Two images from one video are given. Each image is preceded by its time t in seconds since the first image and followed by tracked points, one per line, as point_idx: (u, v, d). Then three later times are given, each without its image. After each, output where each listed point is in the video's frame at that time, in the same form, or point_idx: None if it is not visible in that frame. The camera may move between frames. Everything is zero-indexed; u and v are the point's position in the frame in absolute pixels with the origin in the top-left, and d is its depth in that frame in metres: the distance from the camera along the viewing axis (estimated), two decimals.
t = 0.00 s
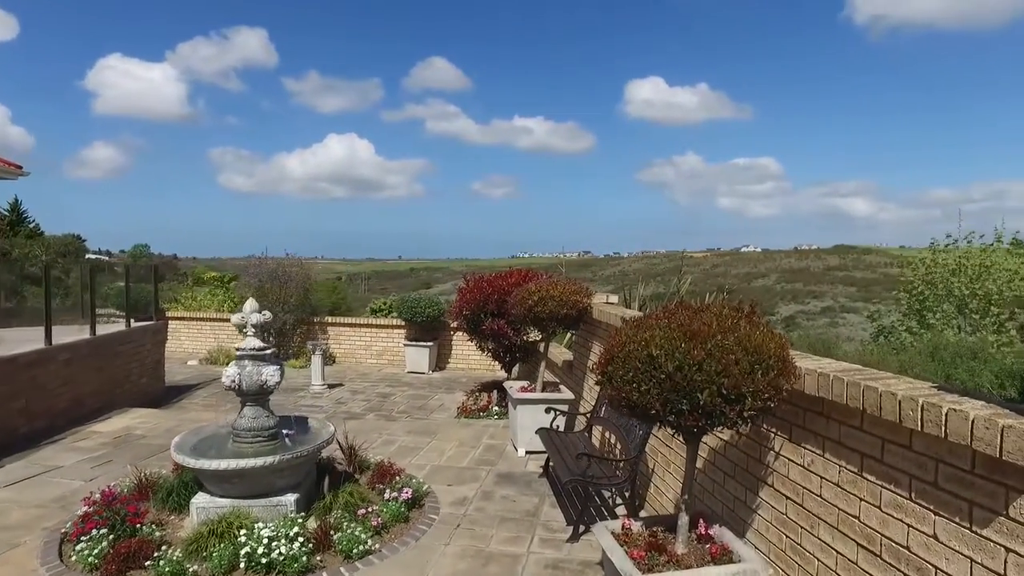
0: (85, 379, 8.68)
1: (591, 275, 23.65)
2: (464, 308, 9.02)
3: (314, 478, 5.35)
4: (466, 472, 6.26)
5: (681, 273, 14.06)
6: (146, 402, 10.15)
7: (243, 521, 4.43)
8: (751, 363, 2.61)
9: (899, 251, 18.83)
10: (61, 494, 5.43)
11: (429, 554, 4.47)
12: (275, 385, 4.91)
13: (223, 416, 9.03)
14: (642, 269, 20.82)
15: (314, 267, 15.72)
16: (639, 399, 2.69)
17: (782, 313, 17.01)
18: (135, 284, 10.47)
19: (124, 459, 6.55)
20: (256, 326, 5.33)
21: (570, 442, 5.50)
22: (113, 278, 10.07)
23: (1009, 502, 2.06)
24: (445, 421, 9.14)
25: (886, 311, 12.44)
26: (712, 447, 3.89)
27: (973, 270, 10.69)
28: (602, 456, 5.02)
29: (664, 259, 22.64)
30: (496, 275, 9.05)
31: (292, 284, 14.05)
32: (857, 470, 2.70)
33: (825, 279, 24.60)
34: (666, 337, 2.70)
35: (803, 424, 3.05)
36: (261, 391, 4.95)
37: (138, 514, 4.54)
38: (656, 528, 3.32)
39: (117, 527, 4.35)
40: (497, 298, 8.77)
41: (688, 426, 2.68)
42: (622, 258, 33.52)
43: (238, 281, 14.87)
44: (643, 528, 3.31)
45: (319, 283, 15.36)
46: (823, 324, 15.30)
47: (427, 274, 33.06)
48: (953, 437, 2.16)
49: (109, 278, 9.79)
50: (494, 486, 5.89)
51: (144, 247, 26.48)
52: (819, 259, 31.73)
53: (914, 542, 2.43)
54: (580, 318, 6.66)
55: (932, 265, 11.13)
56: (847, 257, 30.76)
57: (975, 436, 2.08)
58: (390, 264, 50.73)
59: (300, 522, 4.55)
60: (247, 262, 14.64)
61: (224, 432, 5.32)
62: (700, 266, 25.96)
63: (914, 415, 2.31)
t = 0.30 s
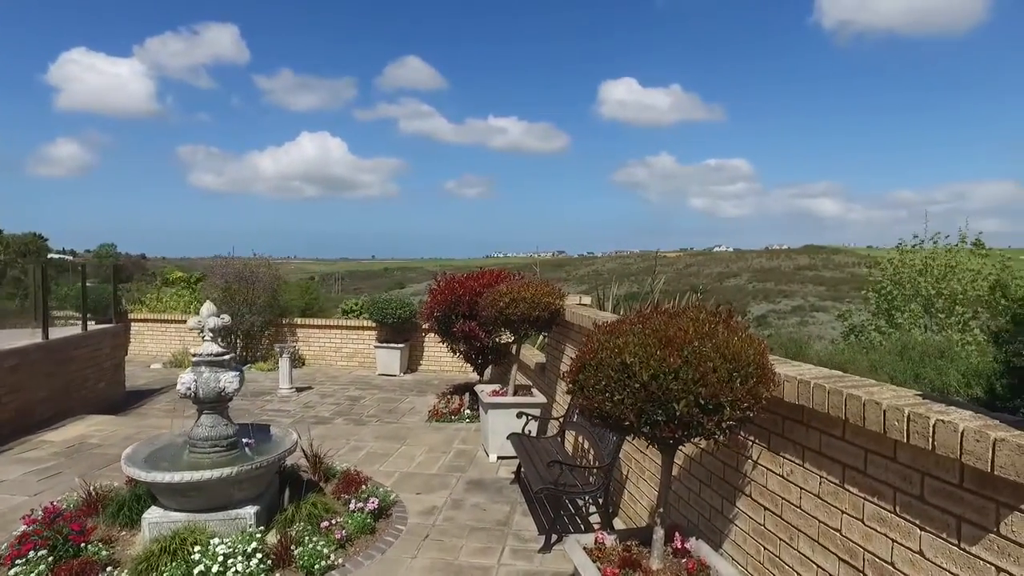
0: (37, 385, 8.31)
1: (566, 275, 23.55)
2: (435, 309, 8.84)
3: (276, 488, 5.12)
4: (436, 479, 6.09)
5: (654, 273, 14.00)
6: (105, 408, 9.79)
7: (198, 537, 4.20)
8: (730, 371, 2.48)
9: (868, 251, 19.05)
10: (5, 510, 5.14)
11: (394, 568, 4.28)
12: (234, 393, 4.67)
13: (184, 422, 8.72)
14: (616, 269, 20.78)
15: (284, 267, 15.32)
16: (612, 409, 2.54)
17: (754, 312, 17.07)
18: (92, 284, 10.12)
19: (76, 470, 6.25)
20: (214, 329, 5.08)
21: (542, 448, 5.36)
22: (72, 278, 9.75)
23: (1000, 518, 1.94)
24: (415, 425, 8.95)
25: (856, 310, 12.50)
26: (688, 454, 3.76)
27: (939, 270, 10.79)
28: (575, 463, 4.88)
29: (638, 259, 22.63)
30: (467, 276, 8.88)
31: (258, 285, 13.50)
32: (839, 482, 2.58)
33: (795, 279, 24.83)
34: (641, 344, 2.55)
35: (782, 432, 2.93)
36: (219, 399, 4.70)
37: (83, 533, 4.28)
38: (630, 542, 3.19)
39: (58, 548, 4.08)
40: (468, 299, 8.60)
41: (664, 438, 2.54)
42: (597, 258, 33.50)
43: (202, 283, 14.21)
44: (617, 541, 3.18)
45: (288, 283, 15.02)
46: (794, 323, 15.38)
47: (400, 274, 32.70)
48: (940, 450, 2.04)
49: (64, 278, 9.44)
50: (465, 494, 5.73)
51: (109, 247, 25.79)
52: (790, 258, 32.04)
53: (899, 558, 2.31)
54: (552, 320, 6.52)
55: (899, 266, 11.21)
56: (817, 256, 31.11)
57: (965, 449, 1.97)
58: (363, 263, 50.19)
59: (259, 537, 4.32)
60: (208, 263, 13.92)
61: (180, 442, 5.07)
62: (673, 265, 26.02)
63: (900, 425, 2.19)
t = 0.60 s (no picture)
0: None
1: (540, 275, 23.46)
2: (405, 309, 8.67)
3: (238, 496, 4.92)
4: (405, 484, 5.93)
5: (626, 273, 13.95)
6: (61, 413, 9.43)
7: (151, 552, 3.97)
8: (706, 375, 2.38)
9: (836, 251, 19.28)
10: None
11: None
12: (192, 398, 4.43)
13: (145, 427, 8.43)
14: (590, 268, 20.74)
15: (251, 267, 14.99)
16: (584, 415, 2.43)
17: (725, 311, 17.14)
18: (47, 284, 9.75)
19: (26, 480, 5.96)
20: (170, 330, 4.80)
21: (514, 452, 5.23)
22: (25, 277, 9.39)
23: (985, 528, 1.85)
24: (385, 427, 8.77)
25: (824, 308, 12.58)
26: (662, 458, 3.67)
27: (905, 269, 10.89)
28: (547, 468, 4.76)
29: (612, 258, 22.62)
30: (438, 276, 8.73)
31: (225, 286, 13.16)
32: (818, 488, 2.49)
33: (766, 278, 25.08)
34: (614, 347, 2.44)
35: (759, 437, 2.84)
36: (176, 405, 4.44)
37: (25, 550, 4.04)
38: (603, 552, 3.08)
39: None
40: (439, 299, 8.45)
41: (637, 445, 2.43)
42: (571, 258, 33.46)
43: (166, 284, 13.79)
44: (589, 551, 3.08)
45: (256, 283, 14.69)
46: (764, 321, 15.47)
47: (373, 273, 32.32)
48: (924, 456, 1.96)
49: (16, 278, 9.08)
50: (434, 500, 5.58)
51: (72, 247, 25.08)
52: (760, 258, 32.34)
53: (880, 567, 2.22)
54: (524, 321, 6.41)
55: (867, 265, 11.29)
56: (787, 256, 31.43)
57: (950, 456, 1.88)
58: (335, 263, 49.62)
59: (218, 549, 4.12)
60: (172, 262, 13.49)
61: (134, 451, 4.83)
62: (646, 264, 26.09)
63: (881, 431, 2.11)
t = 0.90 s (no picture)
0: None
1: (516, 274, 23.28)
2: (376, 309, 8.47)
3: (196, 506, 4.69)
4: (373, 490, 5.73)
5: (601, 273, 13.85)
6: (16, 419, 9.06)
7: (96, 569, 3.73)
8: (683, 379, 2.24)
9: (808, 251, 19.38)
10: None
11: None
12: (145, 404, 4.18)
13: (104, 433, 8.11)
14: (566, 267, 20.61)
15: (220, 265, 14.61)
16: (553, 422, 2.27)
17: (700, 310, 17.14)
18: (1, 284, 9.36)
19: None
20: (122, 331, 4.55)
21: (485, 456, 5.07)
22: None
23: (979, 541, 1.73)
24: (355, 431, 8.55)
25: (798, 307, 12.57)
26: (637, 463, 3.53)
27: (877, 268, 10.92)
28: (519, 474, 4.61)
29: (588, 258, 22.52)
30: (410, 275, 8.54)
31: (192, 285, 12.79)
32: (800, 497, 2.36)
33: (740, 278, 25.20)
34: (585, 348, 2.29)
35: (738, 442, 2.71)
36: (128, 411, 4.19)
37: None
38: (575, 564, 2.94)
39: None
40: (411, 299, 8.26)
41: (610, 453, 2.28)
42: (547, 257, 33.33)
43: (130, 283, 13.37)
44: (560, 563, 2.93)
45: (225, 283, 14.35)
46: (739, 320, 15.48)
47: (347, 273, 31.88)
48: (914, 464, 1.83)
49: None
50: (403, 506, 5.40)
51: (34, 246, 24.35)
52: (735, 258, 32.50)
53: None
54: (496, 321, 6.25)
55: (840, 264, 11.30)
56: (761, 256, 31.61)
57: (942, 464, 1.75)
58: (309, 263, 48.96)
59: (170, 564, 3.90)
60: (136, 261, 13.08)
61: (83, 461, 4.56)
62: (621, 264, 26.06)
63: (868, 436, 1.98)
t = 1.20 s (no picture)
0: None
1: (498, 274, 23.09)
2: (352, 310, 8.29)
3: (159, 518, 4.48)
4: (346, 497, 5.55)
5: (583, 272, 13.72)
6: None
7: None
8: (661, 387, 2.11)
9: (788, 250, 19.43)
10: None
11: None
12: (100, 412, 3.97)
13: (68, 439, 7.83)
14: (548, 267, 20.46)
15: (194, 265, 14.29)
16: (523, 434, 2.13)
17: (681, 309, 17.10)
18: None
19: None
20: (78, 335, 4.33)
21: (460, 462, 4.92)
22: None
23: (975, 563, 1.61)
24: (331, 434, 8.35)
25: (778, 306, 12.54)
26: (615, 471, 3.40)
27: (856, 267, 10.92)
28: (495, 480, 4.46)
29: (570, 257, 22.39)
30: (387, 275, 8.35)
31: (164, 285, 12.45)
32: (784, 510, 2.24)
33: (721, 277, 25.23)
34: (556, 353, 2.15)
35: (719, 451, 2.58)
36: (82, 419, 3.98)
37: None
38: None
39: None
40: (387, 300, 8.08)
41: (584, 466, 2.14)
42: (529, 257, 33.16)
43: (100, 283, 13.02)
44: None
45: (200, 283, 14.04)
46: (720, 320, 15.45)
47: (327, 273, 31.49)
48: (906, 479, 1.71)
49: None
50: (377, 514, 5.23)
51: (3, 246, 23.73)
52: (716, 258, 32.57)
53: None
54: (473, 322, 6.11)
55: (820, 263, 11.28)
56: (742, 256, 31.68)
57: (935, 479, 1.63)
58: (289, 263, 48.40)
59: None
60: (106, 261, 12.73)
61: (36, 473, 4.34)
62: (603, 263, 26.00)
63: (857, 449, 1.86)
